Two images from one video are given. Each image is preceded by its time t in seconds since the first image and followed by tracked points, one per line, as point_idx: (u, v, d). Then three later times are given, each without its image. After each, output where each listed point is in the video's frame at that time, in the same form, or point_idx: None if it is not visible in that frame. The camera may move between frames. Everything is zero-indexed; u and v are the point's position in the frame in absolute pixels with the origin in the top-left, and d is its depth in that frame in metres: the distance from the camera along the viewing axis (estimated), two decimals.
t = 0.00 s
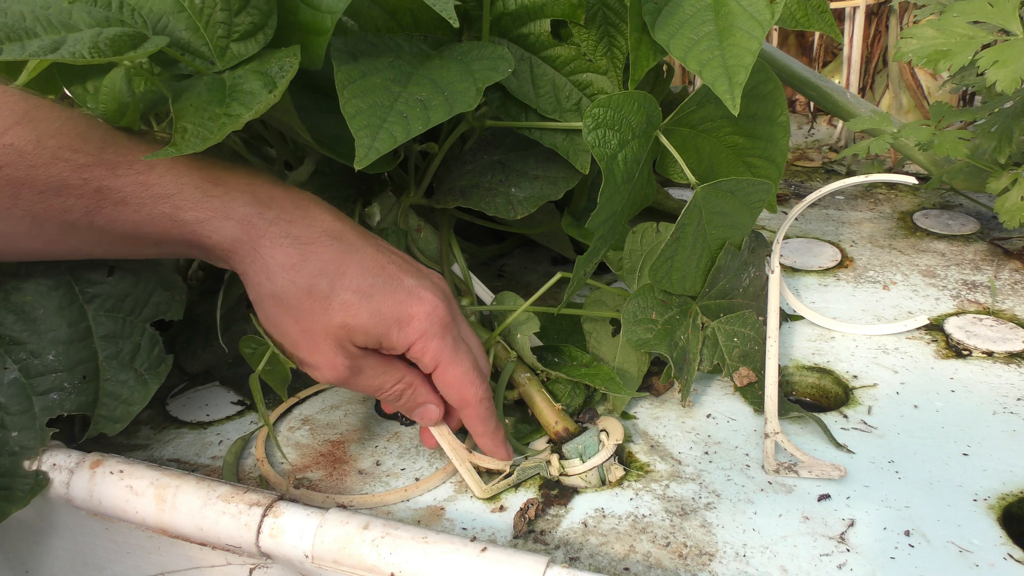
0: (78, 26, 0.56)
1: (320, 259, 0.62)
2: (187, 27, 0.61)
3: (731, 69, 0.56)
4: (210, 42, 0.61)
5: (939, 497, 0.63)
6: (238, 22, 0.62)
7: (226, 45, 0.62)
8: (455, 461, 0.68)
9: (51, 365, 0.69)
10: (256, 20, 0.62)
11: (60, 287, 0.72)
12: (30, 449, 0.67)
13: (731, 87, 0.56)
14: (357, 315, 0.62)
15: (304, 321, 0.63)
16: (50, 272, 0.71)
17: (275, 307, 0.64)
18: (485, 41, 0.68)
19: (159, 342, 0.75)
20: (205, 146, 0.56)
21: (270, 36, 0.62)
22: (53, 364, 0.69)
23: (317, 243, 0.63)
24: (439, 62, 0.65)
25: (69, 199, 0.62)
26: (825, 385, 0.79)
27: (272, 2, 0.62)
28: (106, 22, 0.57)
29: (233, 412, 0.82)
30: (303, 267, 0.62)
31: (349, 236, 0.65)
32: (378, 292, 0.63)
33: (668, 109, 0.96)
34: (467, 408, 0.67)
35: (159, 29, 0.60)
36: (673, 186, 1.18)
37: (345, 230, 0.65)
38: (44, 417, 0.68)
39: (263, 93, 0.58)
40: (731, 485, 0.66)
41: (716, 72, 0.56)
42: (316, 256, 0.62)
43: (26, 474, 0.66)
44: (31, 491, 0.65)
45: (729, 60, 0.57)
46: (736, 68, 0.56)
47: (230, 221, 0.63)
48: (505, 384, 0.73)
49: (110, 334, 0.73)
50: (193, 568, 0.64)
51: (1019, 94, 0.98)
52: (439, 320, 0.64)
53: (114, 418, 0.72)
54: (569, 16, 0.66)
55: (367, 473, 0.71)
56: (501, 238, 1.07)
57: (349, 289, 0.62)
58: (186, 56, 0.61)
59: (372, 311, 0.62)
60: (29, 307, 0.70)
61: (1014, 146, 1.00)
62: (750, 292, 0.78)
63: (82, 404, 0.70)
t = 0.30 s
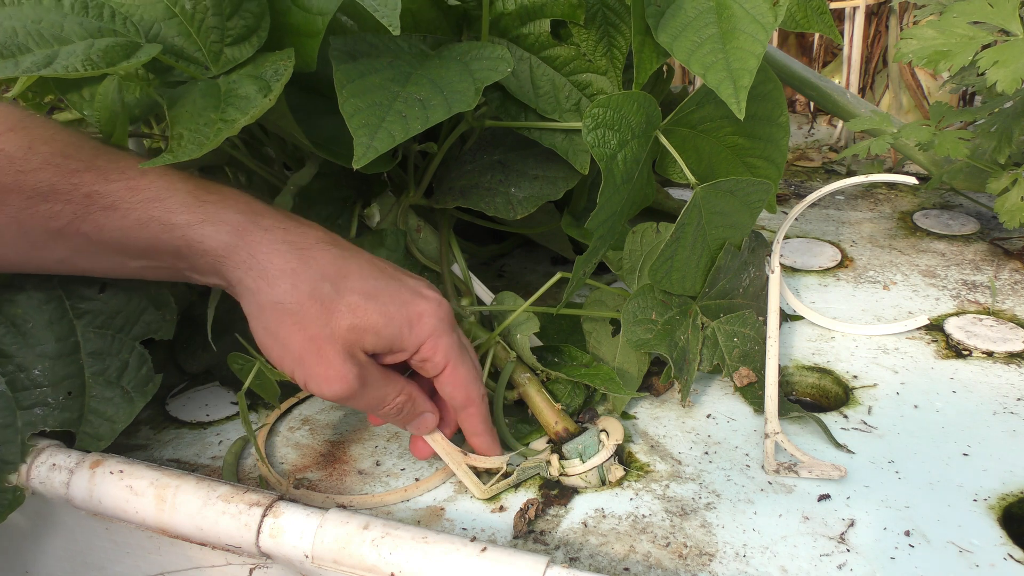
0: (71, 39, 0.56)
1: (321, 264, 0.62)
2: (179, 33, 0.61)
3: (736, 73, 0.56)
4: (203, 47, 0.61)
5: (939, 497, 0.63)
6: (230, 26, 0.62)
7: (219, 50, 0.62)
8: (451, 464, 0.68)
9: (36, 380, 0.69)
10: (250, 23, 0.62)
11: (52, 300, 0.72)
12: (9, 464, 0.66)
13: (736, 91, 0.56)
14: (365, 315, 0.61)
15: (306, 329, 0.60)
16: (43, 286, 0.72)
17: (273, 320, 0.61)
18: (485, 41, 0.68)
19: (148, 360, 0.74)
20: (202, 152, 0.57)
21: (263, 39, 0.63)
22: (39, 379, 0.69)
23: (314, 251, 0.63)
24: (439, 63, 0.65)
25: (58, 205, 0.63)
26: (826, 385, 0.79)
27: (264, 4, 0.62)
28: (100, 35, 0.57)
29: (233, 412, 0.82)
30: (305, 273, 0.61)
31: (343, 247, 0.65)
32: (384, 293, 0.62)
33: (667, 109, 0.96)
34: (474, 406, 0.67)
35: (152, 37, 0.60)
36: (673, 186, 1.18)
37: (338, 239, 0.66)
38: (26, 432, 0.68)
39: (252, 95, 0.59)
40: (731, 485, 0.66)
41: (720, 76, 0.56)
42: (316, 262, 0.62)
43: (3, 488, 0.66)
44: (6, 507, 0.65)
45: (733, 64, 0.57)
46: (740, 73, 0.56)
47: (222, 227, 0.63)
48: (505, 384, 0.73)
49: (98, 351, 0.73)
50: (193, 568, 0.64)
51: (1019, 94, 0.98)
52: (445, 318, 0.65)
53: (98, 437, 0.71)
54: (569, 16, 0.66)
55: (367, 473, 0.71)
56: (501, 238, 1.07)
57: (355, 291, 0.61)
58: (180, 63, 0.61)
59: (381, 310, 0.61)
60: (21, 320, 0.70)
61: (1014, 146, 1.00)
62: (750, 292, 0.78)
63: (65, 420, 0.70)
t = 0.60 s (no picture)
0: (73, 34, 0.56)
1: (328, 266, 0.62)
2: (182, 31, 0.60)
3: (733, 69, 0.56)
4: (205, 45, 0.61)
5: (939, 497, 0.63)
6: (233, 24, 0.62)
7: (222, 48, 0.62)
8: (451, 463, 0.68)
9: (38, 382, 0.69)
10: (252, 21, 0.62)
11: (55, 303, 0.72)
12: (10, 466, 0.66)
13: (732, 87, 0.56)
14: (374, 316, 0.61)
15: (314, 331, 0.60)
16: (46, 288, 0.72)
17: (280, 323, 0.61)
18: (485, 41, 0.68)
19: (150, 363, 0.74)
20: (202, 149, 0.57)
21: (265, 37, 0.62)
22: (41, 381, 0.69)
23: (321, 252, 0.63)
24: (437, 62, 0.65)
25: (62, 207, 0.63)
26: (826, 385, 0.79)
27: (267, 3, 0.61)
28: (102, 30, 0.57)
29: (233, 412, 0.82)
30: (313, 275, 0.61)
31: (349, 248, 0.65)
32: (391, 294, 0.63)
33: (668, 109, 0.96)
34: (484, 405, 0.67)
35: (154, 34, 0.60)
36: (673, 186, 1.18)
37: (344, 241, 0.66)
38: (28, 433, 0.68)
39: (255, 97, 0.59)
40: (731, 485, 0.66)
41: (717, 72, 0.56)
42: (323, 264, 0.62)
43: (4, 490, 0.66)
44: (7, 508, 0.66)
45: (730, 61, 0.57)
46: (738, 69, 0.56)
47: (228, 230, 0.63)
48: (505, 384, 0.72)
49: (100, 353, 0.73)
50: (193, 568, 0.64)
51: (1019, 94, 0.98)
52: (453, 320, 0.65)
53: (99, 439, 0.70)
54: (569, 16, 0.66)
55: (367, 473, 0.71)
56: (501, 237, 1.07)
57: (362, 293, 0.61)
58: (182, 60, 0.61)
59: (388, 311, 0.61)
60: (23, 322, 0.70)
61: (1015, 146, 1.00)
62: (751, 292, 0.77)
63: (67, 422, 0.69)
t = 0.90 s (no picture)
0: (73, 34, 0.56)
1: (287, 264, 0.60)
2: (180, 32, 0.60)
3: (731, 68, 0.56)
4: (204, 46, 0.61)
5: (939, 497, 0.63)
6: (231, 25, 0.62)
7: (221, 48, 0.62)
8: (453, 463, 0.68)
9: (37, 374, 0.70)
10: (251, 22, 0.62)
11: (49, 296, 0.72)
12: (13, 458, 0.67)
13: (731, 86, 0.55)
14: (335, 315, 0.60)
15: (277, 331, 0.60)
16: (43, 285, 0.72)
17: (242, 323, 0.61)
18: (485, 40, 0.68)
19: (148, 351, 0.74)
20: (202, 151, 0.57)
21: (264, 38, 0.63)
22: (40, 374, 0.70)
23: (280, 247, 0.61)
24: (438, 62, 0.65)
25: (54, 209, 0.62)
26: (826, 385, 0.79)
27: (266, 3, 0.62)
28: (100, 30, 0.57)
29: (233, 412, 0.82)
30: (270, 275, 0.60)
31: (313, 238, 0.63)
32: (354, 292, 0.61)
33: (668, 109, 0.96)
34: (441, 398, 0.67)
35: (153, 35, 0.59)
36: (673, 186, 1.18)
37: (308, 232, 0.63)
38: (29, 426, 0.68)
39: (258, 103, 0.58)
40: (731, 485, 0.66)
41: (716, 71, 0.56)
42: (282, 261, 0.60)
43: (9, 482, 0.66)
44: (12, 501, 0.65)
45: (729, 59, 0.57)
46: (736, 67, 0.56)
47: (182, 232, 0.61)
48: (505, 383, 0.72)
49: (98, 344, 0.73)
50: (193, 568, 0.64)
51: (1018, 94, 0.98)
52: (421, 314, 0.63)
53: (100, 429, 0.71)
54: (569, 16, 0.66)
55: (367, 473, 0.71)
56: (501, 238, 1.07)
57: (322, 291, 0.60)
58: (181, 61, 0.61)
59: (349, 311, 0.60)
60: (20, 316, 0.70)
61: (1015, 147, 1.00)
62: (750, 292, 0.77)
63: (67, 414, 0.70)
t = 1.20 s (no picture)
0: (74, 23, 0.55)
1: (250, 211, 0.61)
2: (183, 24, 0.60)
3: (735, 68, 0.56)
4: (207, 36, 0.61)
5: (939, 496, 0.63)
6: (234, 15, 0.62)
7: (224, 39, 0.62)
8: (460, 460, 0.68)
9: (39, 347, 0.69)
10: (253, 11, 0.62)
11: (49, 269, 0.72)
12: (21, 431, 0.67)
13: (735, 86, 0.56)
14: (310, 246, 0.61)
15: (266, 275, 0.63)
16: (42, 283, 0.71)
17: (235, 276, 0.64)
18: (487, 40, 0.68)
19: (150, 322, 0.75)
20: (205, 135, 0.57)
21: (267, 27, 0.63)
22: (42, 346, 0.69)
23: (241, 192, 0.61)
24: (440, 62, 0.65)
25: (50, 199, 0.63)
26: (826, 385, 0.79)
27: None
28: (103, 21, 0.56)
29: (233, 412, 0.82)
30: (238, 229, 0.61)
31: (270, 171, 0.62)
32: (321, 216, 0.61)
33: (668, 109, 0.96)
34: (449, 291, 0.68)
35: (157, 26, 0.60)
36: (673, 186, 1.18)
37: (265, 163, 0.63)
38: (35, 398, 0.68)
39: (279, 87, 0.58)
40: (731, 485, 0.66)
41: (720, 72, 0.57)
42: (246, 207, 0.61)
43: (19, 455, 0.66)
44: (24, 473, 0.66)
45: (732, 60, 0.57)
46: (740, 68, 0.56)
47: (144, 201, 0.62)
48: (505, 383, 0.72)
49: (98, 314, 0.73)
50: (193, 567, 0.64)
51: (1018, 94, 0.98)
52: (393, 219, 0.62)
53: (107, 399, 0.71)
54: (572, 16, 0.66)
55: (367, 473, 0.71)
56: (501, 238, 1.07)
57: (291, 226, 0.61)
58: (185, 52, 0.61)
59: (319, 236, 0.61)
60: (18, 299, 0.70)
61: (1015, 147, 1.00)
62: (750, 292, 0.77)
63: (72, 385, 0.70)
